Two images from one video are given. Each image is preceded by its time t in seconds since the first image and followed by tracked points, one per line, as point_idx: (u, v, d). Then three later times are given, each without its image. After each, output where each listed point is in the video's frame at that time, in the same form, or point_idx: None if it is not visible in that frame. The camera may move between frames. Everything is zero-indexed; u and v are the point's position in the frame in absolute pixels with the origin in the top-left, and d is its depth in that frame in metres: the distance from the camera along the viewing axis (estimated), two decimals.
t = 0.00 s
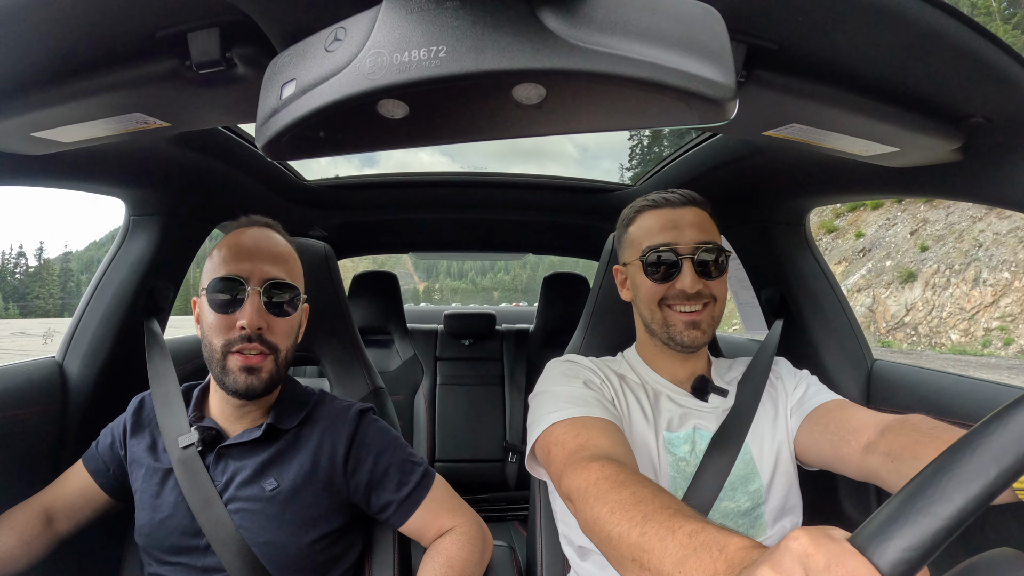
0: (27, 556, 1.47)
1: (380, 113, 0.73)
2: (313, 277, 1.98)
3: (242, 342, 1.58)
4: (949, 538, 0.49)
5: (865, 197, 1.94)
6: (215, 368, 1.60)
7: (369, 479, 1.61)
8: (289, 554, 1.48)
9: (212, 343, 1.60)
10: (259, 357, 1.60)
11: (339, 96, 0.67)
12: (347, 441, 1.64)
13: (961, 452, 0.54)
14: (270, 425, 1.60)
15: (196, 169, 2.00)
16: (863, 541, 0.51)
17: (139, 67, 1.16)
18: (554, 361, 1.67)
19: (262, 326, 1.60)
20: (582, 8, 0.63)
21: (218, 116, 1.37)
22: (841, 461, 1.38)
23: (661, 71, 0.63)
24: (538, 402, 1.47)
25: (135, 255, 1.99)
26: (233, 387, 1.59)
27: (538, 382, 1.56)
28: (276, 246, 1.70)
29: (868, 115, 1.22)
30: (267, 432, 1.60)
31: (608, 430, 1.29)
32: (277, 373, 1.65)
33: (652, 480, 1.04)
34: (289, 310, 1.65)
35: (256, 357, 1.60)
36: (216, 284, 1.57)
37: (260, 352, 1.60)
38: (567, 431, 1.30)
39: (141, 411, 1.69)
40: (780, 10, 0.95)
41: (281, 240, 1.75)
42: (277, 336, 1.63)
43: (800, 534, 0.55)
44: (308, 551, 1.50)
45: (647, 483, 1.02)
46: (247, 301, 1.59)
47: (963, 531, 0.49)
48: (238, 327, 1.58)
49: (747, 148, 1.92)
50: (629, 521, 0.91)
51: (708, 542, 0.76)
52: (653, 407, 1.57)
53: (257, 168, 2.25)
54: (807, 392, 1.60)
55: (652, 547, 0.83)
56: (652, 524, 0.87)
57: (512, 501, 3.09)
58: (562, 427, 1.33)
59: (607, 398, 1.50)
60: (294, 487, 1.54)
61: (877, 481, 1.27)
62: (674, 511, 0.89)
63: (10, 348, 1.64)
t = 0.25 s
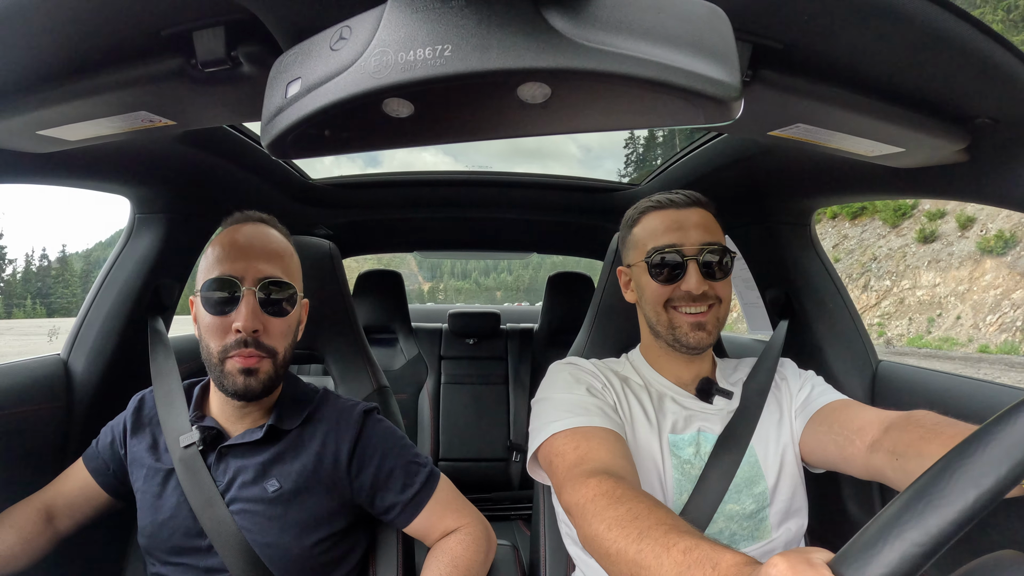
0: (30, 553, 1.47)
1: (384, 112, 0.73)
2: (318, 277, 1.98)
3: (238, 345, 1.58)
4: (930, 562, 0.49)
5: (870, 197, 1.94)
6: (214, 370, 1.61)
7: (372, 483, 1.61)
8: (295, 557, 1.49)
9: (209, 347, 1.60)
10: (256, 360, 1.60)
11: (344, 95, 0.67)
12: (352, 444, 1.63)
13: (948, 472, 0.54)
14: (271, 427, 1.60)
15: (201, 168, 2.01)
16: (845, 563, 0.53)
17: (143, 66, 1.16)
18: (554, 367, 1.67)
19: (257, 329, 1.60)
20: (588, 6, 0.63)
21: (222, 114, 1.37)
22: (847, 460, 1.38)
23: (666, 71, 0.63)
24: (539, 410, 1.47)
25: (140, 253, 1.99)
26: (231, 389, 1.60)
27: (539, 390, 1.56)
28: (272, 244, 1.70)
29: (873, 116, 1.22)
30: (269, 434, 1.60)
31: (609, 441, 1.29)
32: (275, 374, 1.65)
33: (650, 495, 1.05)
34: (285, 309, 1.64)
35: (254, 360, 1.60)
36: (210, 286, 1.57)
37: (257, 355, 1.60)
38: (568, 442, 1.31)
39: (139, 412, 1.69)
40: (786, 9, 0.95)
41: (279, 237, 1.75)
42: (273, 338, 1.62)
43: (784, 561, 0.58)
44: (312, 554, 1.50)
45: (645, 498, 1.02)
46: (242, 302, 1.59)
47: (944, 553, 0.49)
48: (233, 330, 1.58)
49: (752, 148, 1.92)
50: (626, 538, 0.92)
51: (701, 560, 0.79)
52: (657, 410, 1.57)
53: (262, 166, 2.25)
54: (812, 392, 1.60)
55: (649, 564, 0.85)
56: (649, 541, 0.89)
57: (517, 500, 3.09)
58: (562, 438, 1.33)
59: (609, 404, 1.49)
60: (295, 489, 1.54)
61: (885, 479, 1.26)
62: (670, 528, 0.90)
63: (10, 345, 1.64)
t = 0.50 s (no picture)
0: (36, 556, 1.47)
1: (391, 114, 0.73)
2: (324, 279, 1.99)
3: (262, 346, 1.59)
4: (977, 529, 0.49)
5: (876, 197, 1.93)
6: (233, 369, 1.61)
7: (384, 479, 1.61)
8: (305, 559, 1.49)
9: (230, 347, 1.61)
10: (278, 361, 1.60)
11: (351, 97, 0.68)
12: (361, 446, 1.63)
13: (978, 447, 0.54)
14: (286, 427, 1.61)
15: (207, 170, 2.01)
16: (889, 529, 0.51)
17: (150, 69, 1.17)
18: (568, 364, 1.67)
19: (282, 331, 1.61)
20: (593, 8, 0.63)
21: (228, 117, 1.38)
22: (853, 474, 1.37)
23: (672, 72, 0.62)
24: (551, 403, 1.47)
25: (146, 256, 2.00)
26: (252, 389, 1.60)
27: (550, 386, 1.56)
28: (295, 248, 1.71)
29: (879, 115, 1.21)
30: (282, 435, 1.61)
31: (624, 430, 1.29)
32: (296, 376, 1.65)
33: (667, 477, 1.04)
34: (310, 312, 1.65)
35: (276, 360, 1.60)
36: (235, 288, 1.58)
37: (281, 356, 1.61)
38: (581, 430, 1.30)
39: (154, 413, 1.70)
40: (792, 9, 0.95)
41: (301, 240, 1.76)
42: (298, 339, 1.63)
43: (827, 519, 0.54)
44: (325, 556, 1.50)
45: (662, 479, 1.02)
46: (267, 304, 1.60)
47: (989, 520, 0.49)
48: (257, 331, 1.59)
49: (758, 149, 1.92)
50: (644, 515, 0.91)
51: (726, 536, 0.75)
52: (667, 412, 1.56)
53: (268, 168, 2.26)
54: (822, 400, 1.59)
55: (668, 541, 0.83)
56: (668, 518, 0.87)
57: (522, 501, 3.09)
58: (577, 425, 1.33)
59: (621, 401, 1.50)
60: (312, 492, 1.54)
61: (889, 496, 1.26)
62: (690, 506, 0.89)
63: (15, 347, 1.65)
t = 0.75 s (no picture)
0: (36, 560, 1.47)
1: (391, 117, 0.73)
2: (324, 281, 1.99)
3: (258, 361, 1.59)
4: (995, 512, 0.50)
5: (876, 197, 1.93)
6: (229, 380, 1.61)
7: (379, 484, 1.61)
8: (297, 558, 1.48)
9: (227, 357, 1.61)
10: (275, 374, 1.62)
11: (351, 99, 0.68)
12: (356, 450, 1.63)
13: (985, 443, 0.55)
14: (281, 428, 1.61)
15: (209, 174, 2.02)
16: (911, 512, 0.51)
17: (150, 73, 1.17)
18: (575, 360, 1.67)
19: (279, 346, 1.62)
20: (593, 11, 0.63)
21: (229, 121, 1.38)
22: (854, 479, 1.37)
23: (673, 74, 0.63)
24: (556, 397, 1.47)
25: (148, 259, 2.01)
26: (248, 401, 1.61)
27: (556, 380, 1.56)
28: (290, 256, 1.70)
29: (879, 115, 1.21)
30: (278, 437, 1.62)
31: (632, 424, 1.29)
32: (290, 387, 1.67)
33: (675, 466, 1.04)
34: (307, 324, 1.66)
35: (272, 374, 1.61)
36: (231, 303, 1.57)
37: (276, 369, 1.62)
38: (588, 421, 1.31)
39: (151, 416, 1.70)
40: (791, 11, 0.95)
41: (298, 248, 1.76)
42: (293, 351, 1.65)
43: (852, 498, 0.51)
44: (320, 558, 1.50)
45: (672, 468, 1.02)
46: (264, 318, 1.59)
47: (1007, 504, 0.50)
48: (254, 346, 1.59)
49: (758, 150, 1.92)
50: (654, 502, 0.91)
51: (739, 522, 0.74)
52: (672, 412, 1.56)
53: (269, 172, 2.27)
54: (826, 403, 1.58)
55: (679, 527, 0.82)
56: (680, 504, 0.87)
57: (524, 503, 3.09)
58: (583, 418, 1.33)
59: (626, 396, 1.50)
60: (308, 494, 1.55)
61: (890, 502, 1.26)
62: (701, 494, 0.88)
63: (14, 351, 1.64)
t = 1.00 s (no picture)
0: (35, 562, 1.47)
1: (388, 116, 0.73)
2: (321, 281, 1.99)
3: (239, 359, 1.59)
4: (999, 501, 0.50)
5: (874, 193, 1.93)
6: (215, 380, 1.62)
7: (376, 485, 1.61)
8: (294, 561, 1.49)
9: (211, 358, 1.61)
10: (257, 372, 1.60)
11: (347, 100, 0.68)
12: (353, 449, 1.64)
13: (984, 436, 0.55)
14: (275, 431, 1.60)
15: (206, 175, 2.02)
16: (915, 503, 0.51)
17: (146, 74, 1.17)
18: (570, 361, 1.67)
19: (259, 344, 1.61)
20: (589, 8, 0.63)
21: (225, 121, 1.38)
22: (854, 476, 1.37)
23: (669, 71, 0.62)
24: (554, 397, 1.47)
25: (146, 261, 2.00)
26: (233, 400, 1.61)
27: (552, 380, 1.56)
28: (272, 254, 1.70)
29: (877, 111, 1.22)
30: (271, 440, 1.61)
31: (629, 422, 1.29)
32: (273, 386, 1.65)
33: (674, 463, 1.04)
34: (286, 321, 1.65)
35: (254, 372, 1.60)
36: (213, 301, 1.58)
37: (259, 368, 1.61)
38: (584, 422, 1.31)
39: (145, 418, 1.70)
40: (788, 6, 0.95)
41: (280, 245, 1.75)
42: (274, 350, 1.64)
43: (856, 490, 0.51)
44: (316, 560, 1.51)
45: (670, 465, 1.02)
46: (243, 318, 1.60)
47: (1010, 494, 0.51)
48: (235, 344, 1.59)
49: (755, 146, 1.92)
50: (654, 500, 0.91)
51: (740, 518, 0.74)
52: (670, 408, 1.56)
53: (266, 172, 2.27)
54: (825, 399, 1.58)
55: (680, 526, 0.82)
56: (680, 502, 0.87)
57: (525, 501, 3.09)
58: (579, 418, 1.33)
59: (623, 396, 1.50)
60: (304, 493, 1.55)
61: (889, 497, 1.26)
62: (701, 490, 0.88)
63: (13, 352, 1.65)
